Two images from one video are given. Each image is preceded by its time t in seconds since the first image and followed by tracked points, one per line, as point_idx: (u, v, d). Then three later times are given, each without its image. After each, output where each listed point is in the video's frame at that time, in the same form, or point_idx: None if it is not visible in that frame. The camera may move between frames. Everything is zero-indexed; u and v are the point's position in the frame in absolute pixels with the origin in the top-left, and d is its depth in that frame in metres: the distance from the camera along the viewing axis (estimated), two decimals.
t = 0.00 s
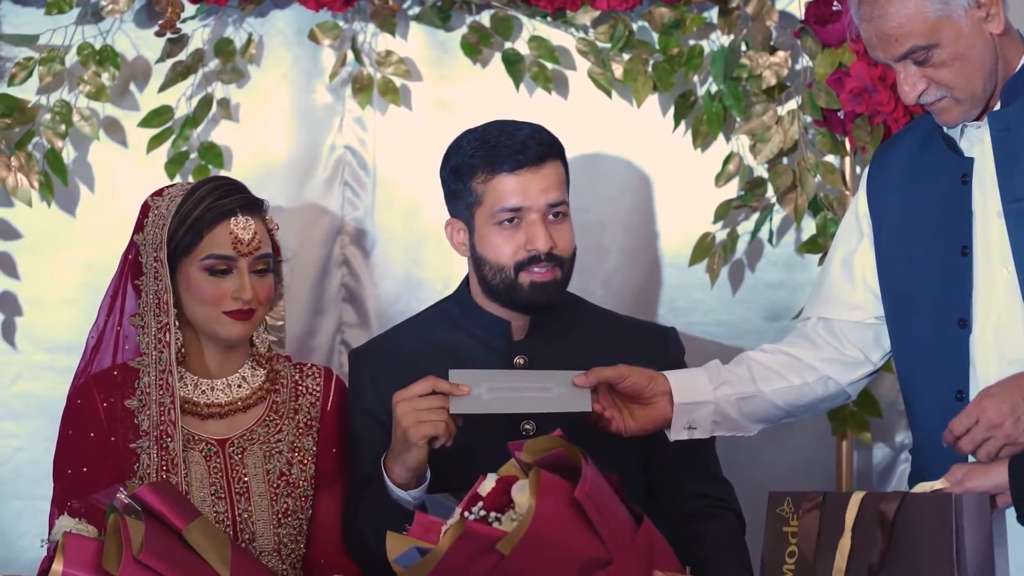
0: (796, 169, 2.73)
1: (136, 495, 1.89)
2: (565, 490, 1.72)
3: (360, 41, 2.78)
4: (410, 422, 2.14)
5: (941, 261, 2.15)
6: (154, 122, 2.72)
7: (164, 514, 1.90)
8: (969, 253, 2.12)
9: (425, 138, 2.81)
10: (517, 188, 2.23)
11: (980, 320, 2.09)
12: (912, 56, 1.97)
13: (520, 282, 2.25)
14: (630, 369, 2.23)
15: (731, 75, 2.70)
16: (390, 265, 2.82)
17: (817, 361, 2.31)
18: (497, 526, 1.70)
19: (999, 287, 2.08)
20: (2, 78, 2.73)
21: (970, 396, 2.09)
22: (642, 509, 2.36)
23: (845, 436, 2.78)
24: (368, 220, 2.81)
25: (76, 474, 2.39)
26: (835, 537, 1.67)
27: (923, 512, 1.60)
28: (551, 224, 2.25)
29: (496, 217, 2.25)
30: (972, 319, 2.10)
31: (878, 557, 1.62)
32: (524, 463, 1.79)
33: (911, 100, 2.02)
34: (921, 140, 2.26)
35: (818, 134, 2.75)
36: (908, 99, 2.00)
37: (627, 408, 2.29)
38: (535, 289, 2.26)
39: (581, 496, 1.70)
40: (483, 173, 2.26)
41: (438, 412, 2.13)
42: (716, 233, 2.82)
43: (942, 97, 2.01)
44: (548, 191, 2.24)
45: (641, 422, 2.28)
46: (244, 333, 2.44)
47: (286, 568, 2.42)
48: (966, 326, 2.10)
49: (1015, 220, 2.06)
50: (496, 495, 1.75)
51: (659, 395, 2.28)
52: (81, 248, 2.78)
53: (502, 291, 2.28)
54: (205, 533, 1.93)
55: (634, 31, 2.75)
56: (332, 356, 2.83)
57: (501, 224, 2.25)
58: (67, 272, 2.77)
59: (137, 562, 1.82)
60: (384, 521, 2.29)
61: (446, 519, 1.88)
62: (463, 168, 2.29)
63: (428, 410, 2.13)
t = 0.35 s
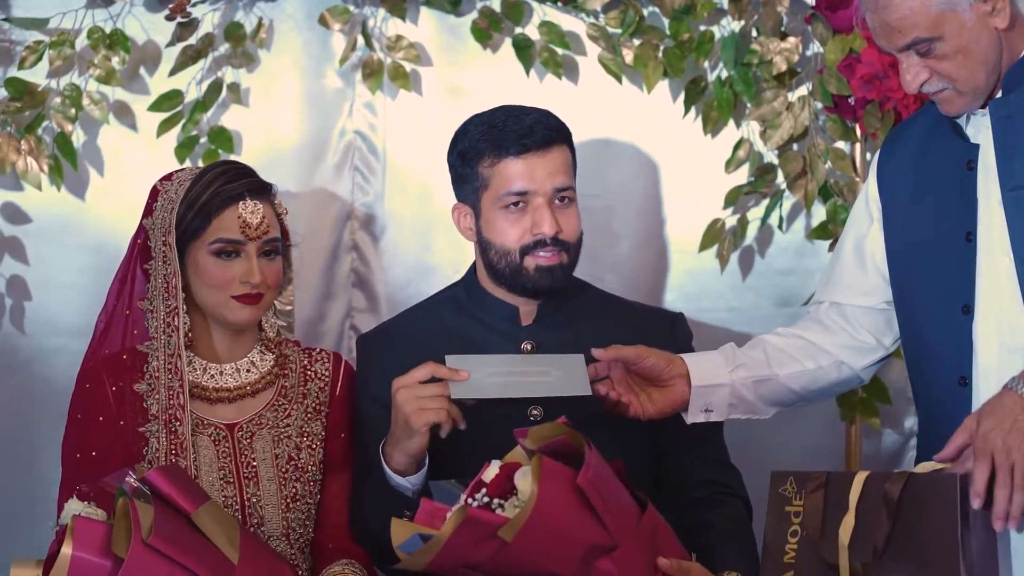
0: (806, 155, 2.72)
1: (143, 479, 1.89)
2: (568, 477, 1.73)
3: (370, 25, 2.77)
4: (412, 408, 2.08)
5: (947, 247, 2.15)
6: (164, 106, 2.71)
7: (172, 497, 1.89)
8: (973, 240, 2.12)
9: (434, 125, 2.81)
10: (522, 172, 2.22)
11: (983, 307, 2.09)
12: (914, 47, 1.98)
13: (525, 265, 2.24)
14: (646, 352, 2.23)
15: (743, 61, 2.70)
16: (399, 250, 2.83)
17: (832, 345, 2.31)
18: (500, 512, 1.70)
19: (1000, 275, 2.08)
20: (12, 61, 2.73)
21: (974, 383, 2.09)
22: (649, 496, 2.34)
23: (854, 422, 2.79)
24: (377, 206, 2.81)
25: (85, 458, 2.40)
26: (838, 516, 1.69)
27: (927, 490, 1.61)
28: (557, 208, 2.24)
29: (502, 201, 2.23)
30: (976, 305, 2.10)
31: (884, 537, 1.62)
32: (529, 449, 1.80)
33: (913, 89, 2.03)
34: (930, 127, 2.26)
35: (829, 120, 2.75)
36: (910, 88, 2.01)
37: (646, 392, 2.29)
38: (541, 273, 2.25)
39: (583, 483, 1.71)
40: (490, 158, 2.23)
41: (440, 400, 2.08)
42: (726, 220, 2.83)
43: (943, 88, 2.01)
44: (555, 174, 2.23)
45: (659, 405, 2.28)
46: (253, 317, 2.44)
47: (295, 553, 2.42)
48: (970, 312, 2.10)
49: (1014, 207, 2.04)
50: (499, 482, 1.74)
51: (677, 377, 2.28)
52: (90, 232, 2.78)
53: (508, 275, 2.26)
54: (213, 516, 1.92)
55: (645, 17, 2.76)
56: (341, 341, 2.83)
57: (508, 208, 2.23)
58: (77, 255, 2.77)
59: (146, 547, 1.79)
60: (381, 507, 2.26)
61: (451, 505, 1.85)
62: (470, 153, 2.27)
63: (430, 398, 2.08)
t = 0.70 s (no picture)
0: (813, 145, 2.72)
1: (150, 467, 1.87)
2: (574, 467, 1.72)
3: (377, 14, 2.77)
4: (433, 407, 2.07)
5: (950, 236, 2.15)
6: (170, 95, 2.71)
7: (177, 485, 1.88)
8: (975, 229, 2.11)
9: (440, 114, 2.81)
10: (538, 171, 2.19)
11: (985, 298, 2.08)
12: (908, 20, 1.99)
13: (535, 263, 2.22)
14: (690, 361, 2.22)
15: (749, 50, 2.69)
16: (406, 239, 2.83)
17: (861, 343, 2.30)
18: (506, 501, 1.71)
19: (1001, 265, 2.06)
20: (18, 50, 2.72)
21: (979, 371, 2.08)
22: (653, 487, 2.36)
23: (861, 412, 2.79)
24: (384, 195, 2.82)
25: (92, 447, 2.39)
26: (845, 511, 1.73)
27: (927, 490, 1.66)
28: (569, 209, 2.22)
29: (515, 200, 2.20)
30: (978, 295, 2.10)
31: (887, 534, 1.68)
32: (536, 438, 1.79)
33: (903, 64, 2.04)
34: (933, 116, 2.25)
35: (836, 110, 2.73)
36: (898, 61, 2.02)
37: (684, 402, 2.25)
38: (551, 272, 2.23)
39: (589, 473, 1.70)
40: (504, 157, 2.20)
41: (456, 396, 2.07)
42: (732, 209, 2.83)
43: (931, 69, 2.01)
44: (568, 176, 2.20)
45: (698, 414, 2.26)
46: (259, 305, 2.44)
47: (301, 541, 2.43)
48: (972, 301, 2.10)
49: (1014, 198, 2.01)
50: (505, 470, 1.76)
51: (716, 386, 2.27)
52: (97, 220, 2.78)
53: (517, 270, 2.24)
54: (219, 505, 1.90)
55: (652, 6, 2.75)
56: (348, 330, 2.83)
57: (521, 206, 2.21)
58: (84, 244, 2.78)
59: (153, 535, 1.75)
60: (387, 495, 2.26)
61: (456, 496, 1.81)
62: (482, 145, 2.24)
63: (446, 394, 2.07)
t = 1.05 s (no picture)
0: (819, 136, 2.72)
1: (155, 458, 1.86)
2: (581, 459, 1.72)
3: (382, 6, 2.77)
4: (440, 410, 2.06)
5: (956, 231, 2.16)
6: (175, 86, 2.70)
7: (184, 476, 1.85)
8: (979, 224, 2.11)
9: (447, 105, 2.81)
10: (531, 182, 2.15)
11: (990, 291, 2.08)
12: None
13: (520, 268, 2.21)
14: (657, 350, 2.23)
15: (755, 41, 2.69)
16: (411, 230, 2.83)
17: (846, 334, 2.34)
18: (513, 495, 1.70)
19: (1005, 259, 2.07)
20: (24, 41, 2.72)
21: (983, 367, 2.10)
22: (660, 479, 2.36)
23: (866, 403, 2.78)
24: (389, 186, 2.82)
25: (98, 438, 2.39)
26: (846, 506, 1.71)
27: (931, 482, 1.64)
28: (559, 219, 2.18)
29: (507, 205, 2.17)
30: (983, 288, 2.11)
31: (889, 525, 1.66)
32: (542, 431, 1.79)
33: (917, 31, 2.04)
34: (938, 108, 2.26)
35: (841, 100, 2.74)
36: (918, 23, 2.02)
37: (655, 390, 2.28)
38: (533, 277, 2.22)
39: (595, 466, 1.70)
40: (501, 160, 2.16)
41: (462, 394, 2.05)
42: (738, 200, 2.83)
43: (948, 33, 2.02)
44: (560, 190, 2.15)
45: (668, 401, 2.28)
46: (265, 296, 2.45)
47: (307, 532, 2.43)
48: (976, 295, 2.10)
49: (1017, 190, 2.01)
50: (512, 464, 1.73)
51: (685, 372, 2.28)
52: (102, 212, 2.78)
53: (504, 270, 2.24)
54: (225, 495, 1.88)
55: None
56: (353, 321, 2.84)
57: (513, 213, 2.17)
58: (89, 235, 2.78)
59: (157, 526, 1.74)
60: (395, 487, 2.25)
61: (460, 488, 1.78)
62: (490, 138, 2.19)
63: (454, 393, 2.05)
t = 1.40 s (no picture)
0: (807, 149, 2.74)
1: (143, 473, 1.86)
2: (570, 473, 1.72)
3: (372, 19, 2.77)
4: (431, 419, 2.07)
5: (942, 244, 2.16)
6: (164, 99, 2.71)
7: (170, 489, 1.86)
8: (966, 238, 2.12)
9: (437, 119, 2.81)
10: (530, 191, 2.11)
11: (978, 305, 2.09)
12: None
13: (520, 280, 2.17)
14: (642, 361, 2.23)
15: (743, 55, 2.70)
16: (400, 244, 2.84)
17: (831, 348, 2.36)
18: (502, 508, 1.71)
19: (993, 274, 2.09)
20: (13, 54, 2.72)
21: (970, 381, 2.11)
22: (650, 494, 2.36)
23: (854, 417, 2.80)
24: (378, 199, 2.82)
25: (85, 450, 2.41)
26: (833, 514, 1.71)
27: (917, 489, 1.64)
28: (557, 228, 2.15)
29: (505, 216, 2.13)
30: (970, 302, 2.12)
31: (876, 533, 1.66)
32: (531, 445, 1.80)
33: (929, 25, 2.06)
34: (926, 123, 2.26)
35: (829, 114, 2.75)
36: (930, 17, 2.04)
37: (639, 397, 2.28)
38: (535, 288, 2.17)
39: (584, 480, 1.70)
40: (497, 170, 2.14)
41: (453, 402, 2.07)
42: (726, 214, 2.84)
43: (961, 29, 2.04)
44: (559, 198, 2.12)
45: (652, 409, 2.28)
46: (254, 310, 2.44)
47: (295, 546, 2.43)
48: (965, 309, 2.10)
49: (1004, 205, 2.04)
50: (501, 478, 1.76)
51: (671, 383, 2.28)
52: (90, 226, 2.78)
53: (502, 283, 2.20)
54: (213, 510, 1.88)
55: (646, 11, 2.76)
56: (342, 334, 2.84)
57: (512, 224, 2.13)
58: (77, 249, 2.78)
59: (145, 541, 1.74)
60: (384, 501, 2.25)
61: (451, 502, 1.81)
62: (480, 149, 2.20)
63: (443, 401, 2.06)
